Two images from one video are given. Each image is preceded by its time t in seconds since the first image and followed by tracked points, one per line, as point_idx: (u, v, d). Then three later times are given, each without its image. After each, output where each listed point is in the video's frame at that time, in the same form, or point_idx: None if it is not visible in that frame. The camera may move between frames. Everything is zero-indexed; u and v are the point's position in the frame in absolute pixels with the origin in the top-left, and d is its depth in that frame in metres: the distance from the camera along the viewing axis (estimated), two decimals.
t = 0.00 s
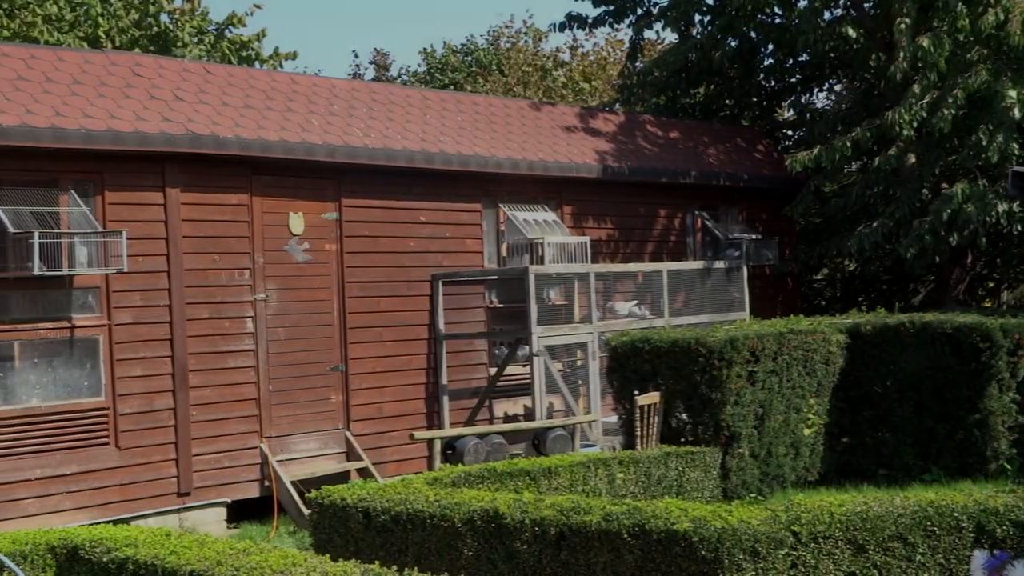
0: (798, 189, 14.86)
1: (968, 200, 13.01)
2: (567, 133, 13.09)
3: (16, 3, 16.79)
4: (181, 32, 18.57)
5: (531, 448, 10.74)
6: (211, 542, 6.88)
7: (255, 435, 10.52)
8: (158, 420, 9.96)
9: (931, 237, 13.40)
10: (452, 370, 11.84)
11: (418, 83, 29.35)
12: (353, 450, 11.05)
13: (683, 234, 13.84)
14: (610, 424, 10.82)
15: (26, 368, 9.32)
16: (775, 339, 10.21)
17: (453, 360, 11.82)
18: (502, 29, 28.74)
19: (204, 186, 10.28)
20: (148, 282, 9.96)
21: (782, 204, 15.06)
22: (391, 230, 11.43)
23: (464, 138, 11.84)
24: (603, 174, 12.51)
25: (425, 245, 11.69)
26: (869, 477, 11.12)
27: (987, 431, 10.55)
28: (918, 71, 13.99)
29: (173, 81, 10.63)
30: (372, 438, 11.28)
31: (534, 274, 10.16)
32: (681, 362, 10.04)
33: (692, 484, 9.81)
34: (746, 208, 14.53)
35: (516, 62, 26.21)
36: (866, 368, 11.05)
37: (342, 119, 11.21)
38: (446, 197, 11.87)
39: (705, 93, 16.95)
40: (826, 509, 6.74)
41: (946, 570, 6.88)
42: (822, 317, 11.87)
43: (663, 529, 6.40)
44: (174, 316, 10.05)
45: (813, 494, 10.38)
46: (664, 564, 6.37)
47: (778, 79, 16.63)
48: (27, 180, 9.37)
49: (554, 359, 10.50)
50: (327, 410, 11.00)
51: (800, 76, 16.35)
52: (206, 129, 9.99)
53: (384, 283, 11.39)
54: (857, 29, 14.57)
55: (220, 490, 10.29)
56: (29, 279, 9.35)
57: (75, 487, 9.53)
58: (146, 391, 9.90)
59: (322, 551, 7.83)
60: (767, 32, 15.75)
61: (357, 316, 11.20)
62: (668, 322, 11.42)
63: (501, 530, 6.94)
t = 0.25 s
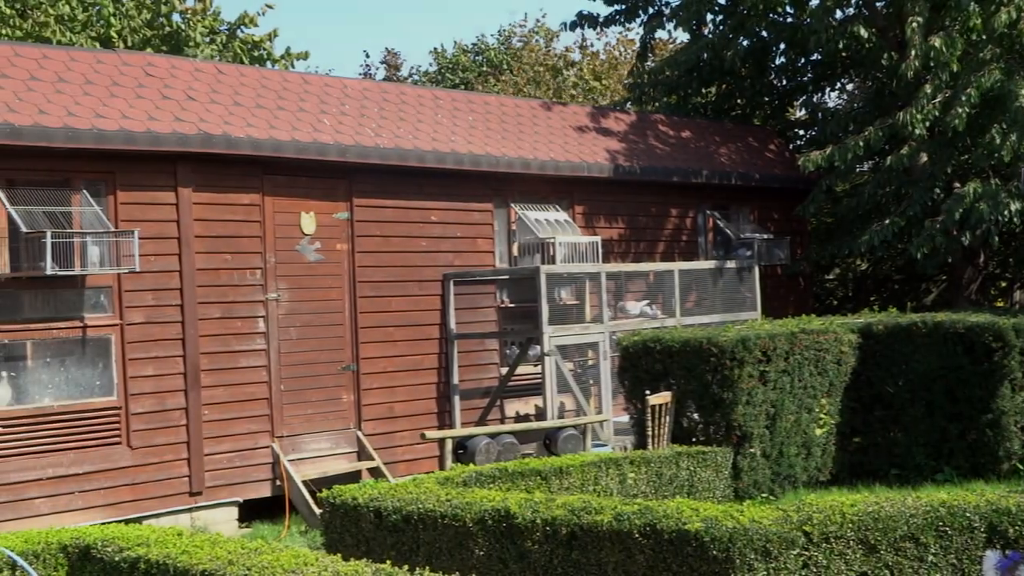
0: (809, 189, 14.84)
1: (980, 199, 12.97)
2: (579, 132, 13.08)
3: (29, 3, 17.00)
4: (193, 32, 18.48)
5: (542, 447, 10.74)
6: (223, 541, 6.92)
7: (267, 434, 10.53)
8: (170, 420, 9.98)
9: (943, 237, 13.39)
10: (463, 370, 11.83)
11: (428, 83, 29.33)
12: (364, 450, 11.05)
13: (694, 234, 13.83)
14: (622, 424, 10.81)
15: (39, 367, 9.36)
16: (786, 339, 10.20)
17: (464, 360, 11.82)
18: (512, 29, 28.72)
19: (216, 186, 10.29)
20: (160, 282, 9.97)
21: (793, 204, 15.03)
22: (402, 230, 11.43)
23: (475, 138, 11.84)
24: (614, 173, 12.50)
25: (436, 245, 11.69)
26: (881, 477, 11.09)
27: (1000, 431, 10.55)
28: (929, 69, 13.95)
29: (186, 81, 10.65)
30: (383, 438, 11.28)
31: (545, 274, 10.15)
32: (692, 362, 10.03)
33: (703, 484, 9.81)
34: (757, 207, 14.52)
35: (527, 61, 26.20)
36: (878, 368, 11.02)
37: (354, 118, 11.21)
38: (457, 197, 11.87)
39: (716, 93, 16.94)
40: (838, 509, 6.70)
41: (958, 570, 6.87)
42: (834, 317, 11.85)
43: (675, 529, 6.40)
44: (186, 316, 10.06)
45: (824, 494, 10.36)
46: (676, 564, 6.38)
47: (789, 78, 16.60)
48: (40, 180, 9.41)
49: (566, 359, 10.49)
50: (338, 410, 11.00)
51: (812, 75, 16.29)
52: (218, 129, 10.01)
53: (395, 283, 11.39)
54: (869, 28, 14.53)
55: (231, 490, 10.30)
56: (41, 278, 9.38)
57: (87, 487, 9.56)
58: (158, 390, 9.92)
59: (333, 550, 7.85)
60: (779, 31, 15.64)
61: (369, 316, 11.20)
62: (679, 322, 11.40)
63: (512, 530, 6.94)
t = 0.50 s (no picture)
0: (820, 188, 14.82)
1: (990, 197, 12.90)
2: (590, 132, 13.08)
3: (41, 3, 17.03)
4: (203, 32, 18.53)
5: (553, 447, 10.73)
6: (234, 540, 6.94)
7: (278, 434, 10.53)
8: (182, 419, 9.99)
9: (954, 236, 13.35)
10: (474, 369, 11.83)
11: (438, 83, 29.35)
12: (376, 449, 11.06)
13: (705, 234, 13.82)
14: (633, 424, 10.80)
15: (51, 367, 9.39)
16: (797, 339, 10.18)
17: (475, 360, 11.82)
18: (522, 28, 28.70)
19: (227, 185, 10.30)
20: (171, 282, 9.98)
21: (804, 203, 15.01)
22: (413, 230, 11.44)
23: (486, 138, 11.84)
24: (625, 173, 12.49)
25: (447, 244, 11.70)
26: (892, 477, 11.08)
27: (1011, 431, 10.53)
28: (941, 69, 13.91)
29: (197, 81, 10.67)
30: (394, 437, 11.28)
31: (556, 274, 10.15)
32: (703, 361, 10.02)
33: (714, 484, 9.80)
34: (768, 207, 14.50)
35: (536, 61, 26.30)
36: (890, 368, 11.00)
37: (365, 118, 11.22)
38: (468, 197, 11.87)
39: (728, 92, 16.99)
40: (849, 509, 6.70)
41: (969, 570, 6.89)
42: (847, 317, 11.83)
43: (686, 529, 6.39)
44: (197, 315, 10.08)
45: (836, 494, 10.34)
46: (686, 564, 6.36)
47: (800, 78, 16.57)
48: (51, 179, 9.42)
49: (577, 358, 10.49)
50: (349, 409, 11.00)
51: (823, 74, 16.25)
52: (229, 129, 10.02)
53: (406, 283, 11.39)
54: (881, 27, 14.50)
55: (242, 489, 10.31)
56: (53, 278, 9.41)
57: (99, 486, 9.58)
58: (169, 389, 9.93)
59: (345, 549, 7.86)
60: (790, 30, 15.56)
61: (380, 316, 11.20)
62: (691, 321, 11.39)
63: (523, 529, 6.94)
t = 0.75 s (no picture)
0: (832, 188, 14.80)
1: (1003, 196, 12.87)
2: (601, 131, 13.07)
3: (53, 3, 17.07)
4: (215, 32, 18.53)
5: (565, 446, 10.73)
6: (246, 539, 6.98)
7: (289, 433, 10.55)
8: (194, 418, 10.01)
9: (966, 235, 13.31)
10: (486, 369, 11.83)
11: (449, 83, 29.36)
12: (387, 449, 11.06)
13: (717, 233, 13.81)
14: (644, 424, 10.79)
15: (63, 366, 9.42)
16: (810, 338, 10.16)
17: (486, 359, 11.82)
18: (533, 28, 28.68)
19: (239, 185, 10.32)
20: (184, 281, 10.00)
21: (816, 203, 14.98)
22: (424, 229, 11.45)
23: (497, 137, 11.83)
24: (637, 172, 12.49)
25: (459, 244, 11.70)
26: (905, 477, 11.06)
27: None
28: (953, 68, 13.88)
29: (209, 80, 10.68)
30: (406, 437, 11.28)
31: (568, 273, 10.15)
32: (715, 361, 10.03)
33: (725, 484, 9.80)
34: (780, 206, 14.49)
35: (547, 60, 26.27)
36: (902, 368, 10.98)
37: (376, 118, 11.22)
38: (479, 196, 11.88)
39: (739, 91, 17.03)
40: (861, 509, 6.67)
41: (981, 570, 6.92)
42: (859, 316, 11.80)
43: (697, 528, 6.38)
44: (209, 315, 10.09)
45: (848, 494, 10.32)
46: (698, 564, 6.36)
47: (811, 77, 16.53)
48: (63, 179, 9.45)
49: (588, 358, 10.48)
50: (361, 409, 11.01)
51: (834, 73, 16.28)
52: (240, 129, 10.03)
53: (417, 282, 11.40)
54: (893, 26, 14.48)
55: (254, 488, 10.32)
56: (66, 277, 9.44)
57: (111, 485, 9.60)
58: (181, 389, 9.95)
59: (356, 549, 7.87)
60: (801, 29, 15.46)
61: (391, 315, 11.21)
62: (702, 321, 11.37)
63: (535, 529, 6.94)
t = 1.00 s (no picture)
0: (847, 187, 14.76)
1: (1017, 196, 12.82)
2: (614, 131, 13.07)
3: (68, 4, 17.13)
4: (229, 32, 18.65)
5: (578, 446, 10.72)
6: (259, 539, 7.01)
7: (303, 432, 10.56)
8: (207, 418, 10.03)
9: (981, 235, 13.26)
10: (499, 368, 11.83)
11: (462, 83, 29.39)
12: (400, 448, 11.06)
13: (731, 233, 13.80)
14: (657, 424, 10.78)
15: (78, 365, 9.47)
16: (824, 338, 10.13)
17: (499, 359, 11.82)
18: (546, 27, 28.66)
19: (253, 185, 10.33)
20: (197, 280, 10.02)
21: (830, 202, 14.93)
22: (437, 229, 11.45)
23: (510, 137, 11.83)
24: (650, 172, 12.48)
25: (472, 243, 11.71)
26: (918, 477, 11.04)
27: None
28: (968, 67, 13.83)
29: (223, 80, 10.70)
30: (419, 436, 11.28)
31: (581, 273, 10.15)
32: (728, 360, 10.02)
33: (738, 484, 9.79)
34: (795, 206, 14.47)
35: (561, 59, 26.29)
36: (916, 367, 10.96)
37: (390, 117, 11.23)
38: (492, 196, 11.87)
39: (753, 90, 16.96)
40: (875, 509, 6.66)
41: (996, 570, 6.90)
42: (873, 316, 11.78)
43: (711, 528, 6.38)
44: (223, 314, 10.11)
45: (862, 494, 10.30)
46: (711, 564, 6.36)
47: (824, 76, 16.49)
48: (78, 179, 9.49)
49: (601, 358, 10.47)
50: (374, 408, 11.02)
51: (848, 73, 16.24)
52: (254, 129, 10.05)
53: (430, 282, 11.41)
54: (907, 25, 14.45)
55: (268, 487, 10.34)
56: (80, 277, 9.50)
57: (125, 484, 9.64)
58: (195, 388, 9.98)
59: (370, 548, 7.90)
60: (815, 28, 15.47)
61: (404, 315, 11.22)
62: (715, 321, 11.34)
63: (548, 528, 6.93)
